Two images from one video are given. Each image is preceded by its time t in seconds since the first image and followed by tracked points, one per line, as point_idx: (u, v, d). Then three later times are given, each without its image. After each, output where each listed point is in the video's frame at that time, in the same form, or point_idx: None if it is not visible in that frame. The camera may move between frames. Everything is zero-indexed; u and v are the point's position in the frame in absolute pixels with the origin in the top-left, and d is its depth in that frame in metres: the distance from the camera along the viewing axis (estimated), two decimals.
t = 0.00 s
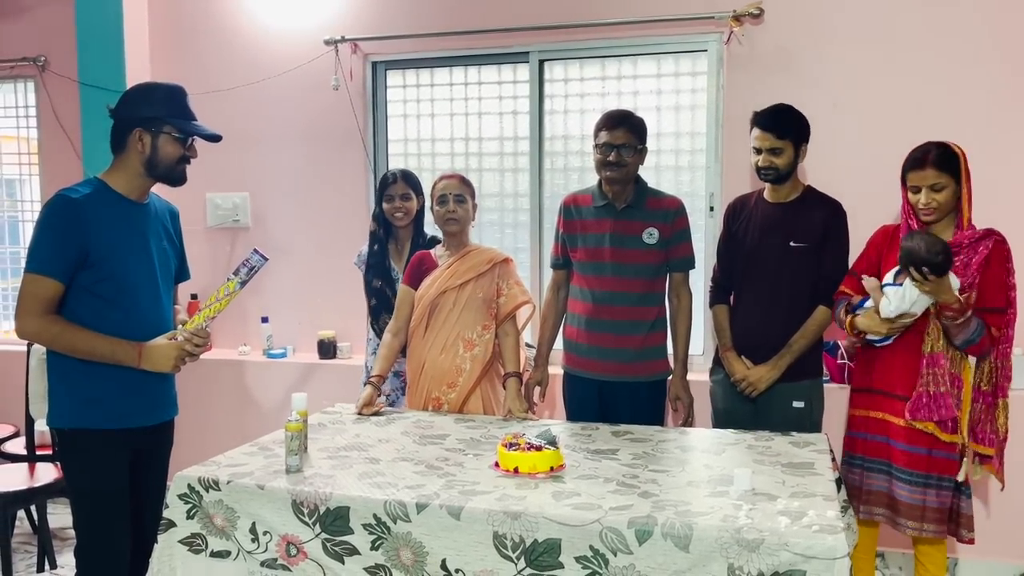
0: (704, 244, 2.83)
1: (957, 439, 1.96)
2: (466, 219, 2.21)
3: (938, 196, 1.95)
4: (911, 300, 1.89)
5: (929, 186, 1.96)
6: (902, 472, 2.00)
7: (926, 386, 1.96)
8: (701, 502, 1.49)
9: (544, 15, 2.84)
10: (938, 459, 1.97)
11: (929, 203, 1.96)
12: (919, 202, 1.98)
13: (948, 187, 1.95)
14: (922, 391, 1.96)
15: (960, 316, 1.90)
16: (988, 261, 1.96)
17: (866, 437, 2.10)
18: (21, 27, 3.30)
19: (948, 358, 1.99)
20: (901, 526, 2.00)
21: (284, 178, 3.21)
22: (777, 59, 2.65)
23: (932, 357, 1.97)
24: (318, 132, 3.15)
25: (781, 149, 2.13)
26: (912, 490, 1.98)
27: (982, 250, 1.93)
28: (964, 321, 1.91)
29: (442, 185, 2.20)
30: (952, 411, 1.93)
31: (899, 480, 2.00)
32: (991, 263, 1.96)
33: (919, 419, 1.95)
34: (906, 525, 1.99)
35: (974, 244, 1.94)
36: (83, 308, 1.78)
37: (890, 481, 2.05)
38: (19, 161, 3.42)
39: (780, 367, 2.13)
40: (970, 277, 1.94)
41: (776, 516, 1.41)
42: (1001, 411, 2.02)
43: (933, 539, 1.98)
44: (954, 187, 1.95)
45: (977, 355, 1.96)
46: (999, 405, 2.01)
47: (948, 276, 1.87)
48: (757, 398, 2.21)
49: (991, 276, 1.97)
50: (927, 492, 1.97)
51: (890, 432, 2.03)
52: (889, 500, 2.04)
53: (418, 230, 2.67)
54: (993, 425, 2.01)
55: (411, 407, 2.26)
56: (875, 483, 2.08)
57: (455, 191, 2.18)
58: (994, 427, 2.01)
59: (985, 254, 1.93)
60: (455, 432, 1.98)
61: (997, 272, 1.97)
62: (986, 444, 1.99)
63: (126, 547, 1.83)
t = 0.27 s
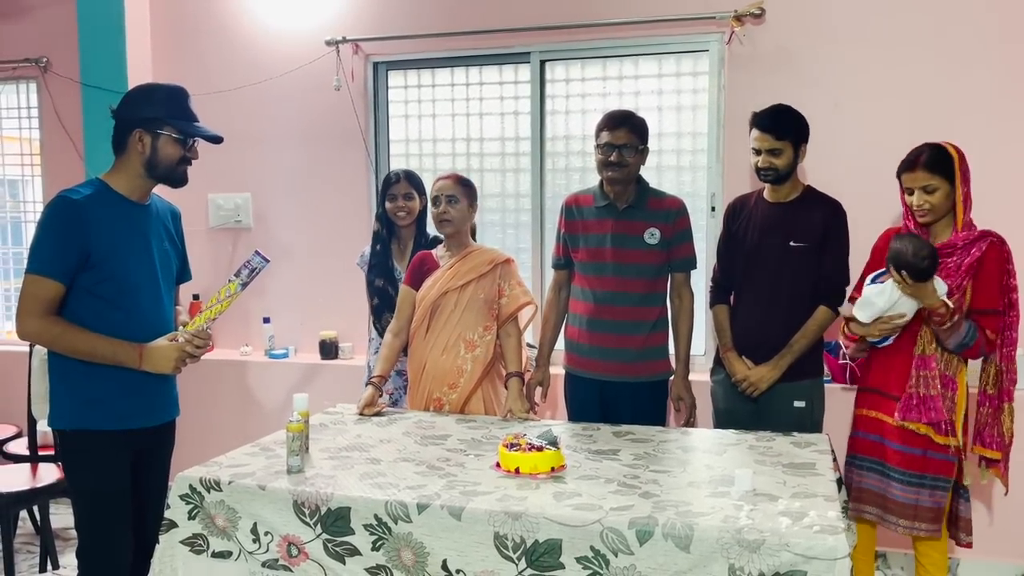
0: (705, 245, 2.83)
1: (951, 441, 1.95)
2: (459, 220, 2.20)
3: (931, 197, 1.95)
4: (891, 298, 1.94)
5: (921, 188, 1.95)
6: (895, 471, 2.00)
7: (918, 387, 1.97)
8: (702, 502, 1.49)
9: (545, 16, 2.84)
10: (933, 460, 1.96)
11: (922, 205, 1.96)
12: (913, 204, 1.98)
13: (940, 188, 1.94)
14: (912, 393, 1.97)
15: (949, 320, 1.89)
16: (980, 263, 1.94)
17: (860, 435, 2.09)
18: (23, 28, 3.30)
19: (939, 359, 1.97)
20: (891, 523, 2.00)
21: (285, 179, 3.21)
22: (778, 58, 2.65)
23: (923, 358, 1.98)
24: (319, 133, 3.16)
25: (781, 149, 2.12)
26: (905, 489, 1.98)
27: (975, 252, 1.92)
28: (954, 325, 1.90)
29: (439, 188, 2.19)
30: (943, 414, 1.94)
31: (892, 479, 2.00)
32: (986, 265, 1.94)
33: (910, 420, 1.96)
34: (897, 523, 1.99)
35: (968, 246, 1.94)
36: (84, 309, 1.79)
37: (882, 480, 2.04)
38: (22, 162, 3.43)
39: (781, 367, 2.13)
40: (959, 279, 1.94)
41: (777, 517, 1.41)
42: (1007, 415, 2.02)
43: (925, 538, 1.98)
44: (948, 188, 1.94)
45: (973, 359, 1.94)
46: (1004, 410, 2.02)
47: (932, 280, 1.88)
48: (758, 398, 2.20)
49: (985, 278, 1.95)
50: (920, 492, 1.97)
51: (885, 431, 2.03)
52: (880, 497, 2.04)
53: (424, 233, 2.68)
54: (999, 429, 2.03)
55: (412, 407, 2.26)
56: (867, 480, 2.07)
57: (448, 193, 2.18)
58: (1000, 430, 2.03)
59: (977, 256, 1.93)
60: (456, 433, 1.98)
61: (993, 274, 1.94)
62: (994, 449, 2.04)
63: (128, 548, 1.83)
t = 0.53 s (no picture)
0: (707, 245, 2.83)
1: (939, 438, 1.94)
2: (457, 223, 2.20)
3: (927, 194, 1.95)
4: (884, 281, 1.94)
5: (917, 185, 1.95)
6: (889, 470, 2.00)
7: (904, 381, 1.98)
8: (703, 502, 1.49)
9: (546, 16, 2.84)
10: (930, 461, 1.95)
11: (918, 202, 1.96)
12: (909, 202, 1.98)
13: (937, 184, 1.94)
14: (899, 387, 1.98)
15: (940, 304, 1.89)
16: (979, 260, 1.94)
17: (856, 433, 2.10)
18: (26, 30, 3.31)
19: (926, 354, 1.97)
20: (884, 522, 2.01)
21: (287, 180, 3.22)
22: (780, 58, 2.65)
23: (912, 353, 1.97)
24: (321, 133, 3.16)
25: (780, 150, 2.12)
26: (900, 490, 1.98)
27: (972, 248, 1.92)
28: (943, 313, 1.89)
29: (437, 190, 2.19)
30: (927, 406, 1.94)
31: (886, 478, 2.01)
32: (983, 263, 1.94)
33: (895, 415, 1.97)
34: (890, 522, 2.00)
35: (966, 243, 1.93)
36: (87, 310, 1.79)
37: (877, 479, 2.04)
38: (25, 163, 3.43)
39: (783, 367, 2.13)
40: (955, 275, 1.93)
41: (779, 517, 1.41)
42: (1004, 416, 2.01)
43: (921, 540, 1.97)
44: (943, 184, 1.94)
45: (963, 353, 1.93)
46: (1000, 411, 2.01)
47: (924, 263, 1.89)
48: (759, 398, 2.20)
49: (982, 276, 1.95)
50: (915, 493, 1.96)
51: (879, 429, 2.03)
52: (875, 495, 2.04)
53: (421, 232, 2.68)
54: (996, 430, 2.02)
55: (414, 408, 2.26)
56: (863, 479, 2.08)
57: (447, 196, 2.17)
58: (997, 431, 2.02)
59: (975, 252, 1.92)
60: (457, 433, 1.98)
61: (992, 272, 1.95)
62: (994, 451, 2.01)
63: (131, 548, 1.84)
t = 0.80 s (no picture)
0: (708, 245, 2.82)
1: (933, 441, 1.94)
2: (461, 224, 2.21)
3: (926, 194, 1.95)
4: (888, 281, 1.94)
5: (915, 186, 1.96)
6: (892, 473, 2.00)
7: (902, 381, 1.99)
8: (705, 503, 1.49)
9: (548, 17, 2.84)
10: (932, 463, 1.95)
11: (917, 203, 1.96)
12: (908, 203, 1.98)
13: (935, 185, 1.94)
14: (898, 388, 1.99)
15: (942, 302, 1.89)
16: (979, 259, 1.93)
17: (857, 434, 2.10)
18: (28, 31, 3.32)
19: (927, 357, 1.97)
20: (889, 525, 2.01)
21: (289, 181, 3.22)
22: (782, 59, 2.65)
23: (913, 354, 1.98)
24: (323, 134, 3.16)
25: (781, 151, 2.12)
26: (904, 492, 1.98)
27: (973, 248, 1.92)
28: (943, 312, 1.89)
29: (439, 191, 2.18)
30: (927, 409, 1.94)
31: (890, 481, 2.00)
32: (983, 265, 1.95)
33: (893, 415, 1.98)
34: (896, 525, 1.99)
35: (968, 243, 1.92)
36: (89, 311, 1.79)
37: (881, 481, 2.04)
38: (27, 164, 3.44)
39: (784, 368, 2.13)
40: (956, 275, 1.92)
41: (781, 517, 1.41)
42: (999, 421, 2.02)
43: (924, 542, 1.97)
44: (942, 185, 1.94)
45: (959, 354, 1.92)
46: (996, 414, 2.02)
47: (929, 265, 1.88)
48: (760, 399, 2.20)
49: (981, 277, 1.95)
50: (919, 496, 1.96)
51: (881, 431, 2.03)
52: (880, 498, 2.04)
53: (420, 232, 2.67)
54: (991, 433, 2.02)
55: (415, 408, 2.26)
56: (865, 482, 2.07)
57: (448, 197, 2.17)
58: (991, 434, 2.02)
59: (977, 250, 1.92)
60: (459, 433, 1.98)
61: (991, 272, 1.95)
62: (989, 454, 2.01)
63: (133, 549, 1.84)
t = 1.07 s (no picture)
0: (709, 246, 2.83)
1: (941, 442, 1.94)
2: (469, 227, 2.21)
3: (925, 196, 1.95)
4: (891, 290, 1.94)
5: (914, 188, 1.96)
6: (895, 476, 1.99)
7: (909, 386, 1.97)
8: (706, 504, 1.49)
9: (549, 18, 2.85)
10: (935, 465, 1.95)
11: (915, 205, 1.96)
12: (906, 205, 1.98)
13: (933, 187, 1.95)
14: (904, 393, 1.97)
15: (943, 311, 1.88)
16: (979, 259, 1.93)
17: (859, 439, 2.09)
18: (29, 32, 3.32)
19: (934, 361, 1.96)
20: (894, 528, 2.00)
21: (290, 182, 3.22)
22: (783, 60, 2.65)
23: (920, 359, 1.97)
24: (323, 136, 3.16)
25: (781, 152, 2.13)
26: (907, 495, 1.97)
27: (973, 248, 1.92)
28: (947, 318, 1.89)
29: (442, 193, 2.18)
30: (933, 413, 1.93)
31: (893, 484, 2.00)
32: (983, 266, 1.93)
33: (899, 420, 1.96)
34: (902, 529, 1.98)
35: (967, 243, 1.93)
36: (90, 312, 1.79)
37: (884, 486, 2.03)
38: (27, 165, 3.44)
39: (783, 369, 2.14)
40: (960, 276, 1.92)
41: (782, 518, 1.41)
42: (996, 422, 2.02)
43: (930, 544, 1.97)
44: (941, 186, 1.95)
45: (965, 356, 1.92)
46: (992, 415, 2.02)
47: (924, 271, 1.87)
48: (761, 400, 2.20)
49: (981, 278, 1.94)
50: (923, 498, 1.96)
51: (881, 434, 2.03)
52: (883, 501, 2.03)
53: (420, 233, 2.68)
54: (987, 435, 2.03)
55: (416, 409, 2.26)
56: (867, 486, 2.06)
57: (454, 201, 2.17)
58: (987, 436, 2.03)
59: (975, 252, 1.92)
60: (459, 434, 1.98)
61: (991, 272, 1.94)
62: (984, 454, 2.01)
63: (133, 550, 1.84)
